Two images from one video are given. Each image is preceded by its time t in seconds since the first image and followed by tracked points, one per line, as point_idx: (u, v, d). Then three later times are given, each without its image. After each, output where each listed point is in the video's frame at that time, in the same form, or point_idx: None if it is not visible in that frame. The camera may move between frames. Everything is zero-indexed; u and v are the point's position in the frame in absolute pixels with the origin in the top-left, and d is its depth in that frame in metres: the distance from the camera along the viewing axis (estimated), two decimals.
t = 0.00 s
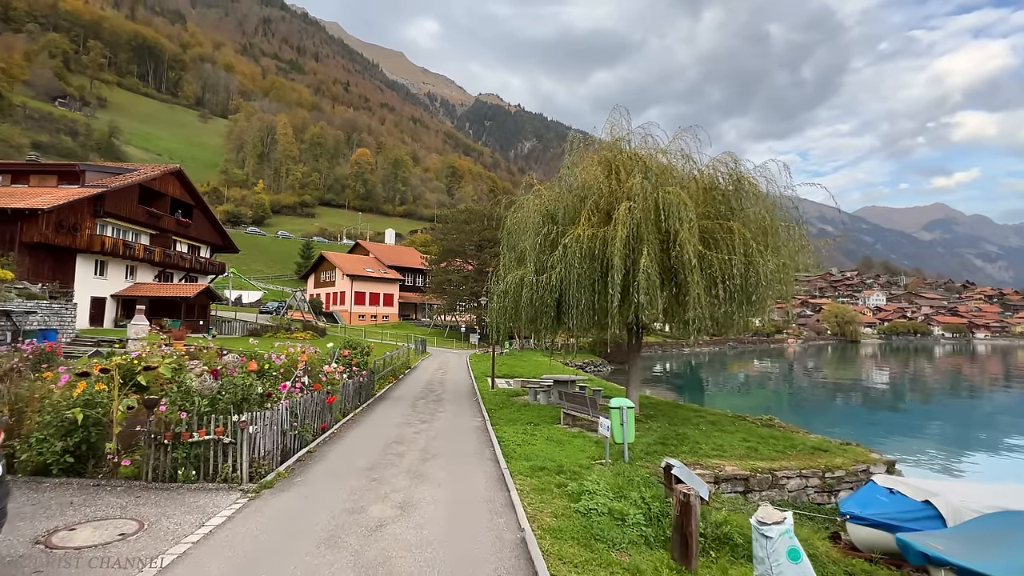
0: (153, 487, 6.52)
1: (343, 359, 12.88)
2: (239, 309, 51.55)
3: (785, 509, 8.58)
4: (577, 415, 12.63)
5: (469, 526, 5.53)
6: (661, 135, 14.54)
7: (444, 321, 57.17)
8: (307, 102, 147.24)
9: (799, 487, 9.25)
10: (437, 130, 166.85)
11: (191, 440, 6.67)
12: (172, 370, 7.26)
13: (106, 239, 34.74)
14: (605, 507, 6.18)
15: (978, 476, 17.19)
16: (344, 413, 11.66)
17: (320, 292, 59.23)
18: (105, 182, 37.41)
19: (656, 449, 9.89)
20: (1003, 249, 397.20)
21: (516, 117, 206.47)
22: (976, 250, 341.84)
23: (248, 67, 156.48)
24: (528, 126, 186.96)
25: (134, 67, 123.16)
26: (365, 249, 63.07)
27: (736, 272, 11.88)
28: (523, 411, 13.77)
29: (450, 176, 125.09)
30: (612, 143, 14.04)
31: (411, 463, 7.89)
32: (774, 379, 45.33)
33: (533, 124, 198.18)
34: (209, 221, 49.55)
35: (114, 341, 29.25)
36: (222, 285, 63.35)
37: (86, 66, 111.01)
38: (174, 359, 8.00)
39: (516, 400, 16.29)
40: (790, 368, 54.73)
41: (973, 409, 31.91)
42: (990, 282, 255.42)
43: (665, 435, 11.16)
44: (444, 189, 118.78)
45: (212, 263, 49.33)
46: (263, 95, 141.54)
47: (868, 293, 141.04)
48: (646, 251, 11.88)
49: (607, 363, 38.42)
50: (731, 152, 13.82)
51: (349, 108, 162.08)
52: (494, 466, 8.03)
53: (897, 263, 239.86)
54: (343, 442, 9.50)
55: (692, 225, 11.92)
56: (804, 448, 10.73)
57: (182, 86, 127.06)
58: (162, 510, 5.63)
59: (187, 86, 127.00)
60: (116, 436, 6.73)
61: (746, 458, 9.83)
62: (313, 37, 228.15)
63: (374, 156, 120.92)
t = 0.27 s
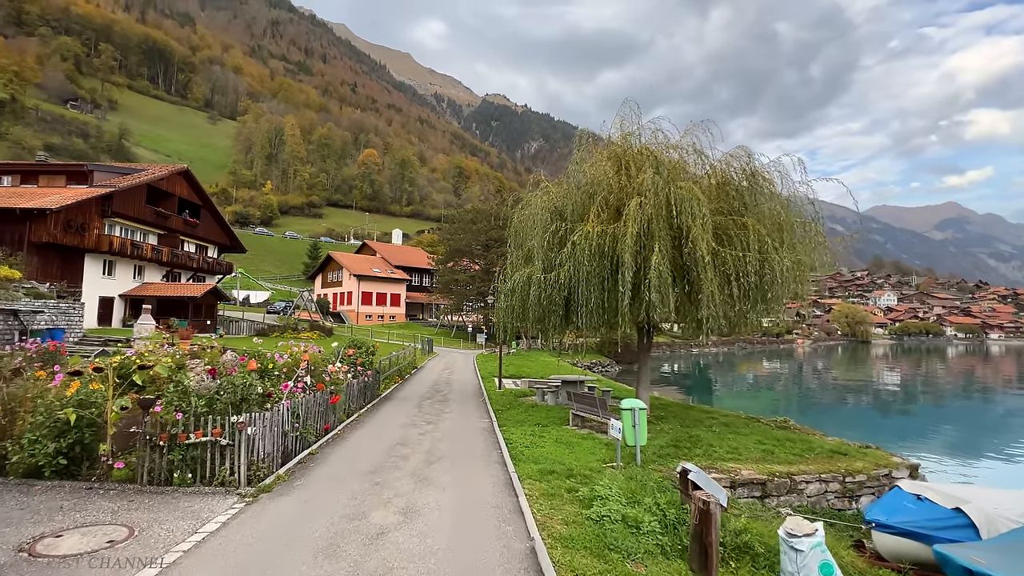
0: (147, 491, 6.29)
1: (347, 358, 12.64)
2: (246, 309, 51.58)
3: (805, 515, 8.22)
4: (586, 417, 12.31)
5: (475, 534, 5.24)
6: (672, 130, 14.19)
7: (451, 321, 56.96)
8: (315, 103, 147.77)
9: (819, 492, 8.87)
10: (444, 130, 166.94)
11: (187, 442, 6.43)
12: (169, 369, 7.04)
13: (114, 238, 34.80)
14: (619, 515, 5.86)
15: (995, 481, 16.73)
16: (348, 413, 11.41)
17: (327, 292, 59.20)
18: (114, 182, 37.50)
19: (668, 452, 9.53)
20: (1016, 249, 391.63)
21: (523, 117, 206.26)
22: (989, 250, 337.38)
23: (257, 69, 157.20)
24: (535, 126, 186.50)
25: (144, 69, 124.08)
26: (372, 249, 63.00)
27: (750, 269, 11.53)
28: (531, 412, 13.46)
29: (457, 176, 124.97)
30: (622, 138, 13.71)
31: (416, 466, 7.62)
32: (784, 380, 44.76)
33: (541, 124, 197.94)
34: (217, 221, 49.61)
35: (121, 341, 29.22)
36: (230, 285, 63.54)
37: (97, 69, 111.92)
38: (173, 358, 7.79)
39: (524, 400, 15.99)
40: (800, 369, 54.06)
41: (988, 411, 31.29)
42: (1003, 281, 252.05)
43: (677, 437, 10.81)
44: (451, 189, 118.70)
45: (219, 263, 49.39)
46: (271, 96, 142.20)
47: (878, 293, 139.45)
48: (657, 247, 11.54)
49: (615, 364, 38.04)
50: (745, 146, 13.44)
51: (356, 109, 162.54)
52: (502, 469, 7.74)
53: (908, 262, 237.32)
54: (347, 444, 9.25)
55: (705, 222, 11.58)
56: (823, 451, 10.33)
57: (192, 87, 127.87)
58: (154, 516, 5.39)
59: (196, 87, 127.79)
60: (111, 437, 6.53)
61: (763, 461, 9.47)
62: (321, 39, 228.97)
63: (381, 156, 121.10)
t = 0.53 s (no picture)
0: (145, 498, 6.10)
1: (355, 359, 12.44)
2: (256, 309, 51.71)
3: (829, 524, 7.88)
4: (598, 420, 12.02)
5: (485, 547, 4.98)
6: (685, 126, 13.83)
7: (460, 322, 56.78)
8: (324, 105, 148.48)
9: (842, 500, 8.52)
10: (452, 131, 167.10)
11: (187, 447, 6.25)
12: (173, 372, 6.89)
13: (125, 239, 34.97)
14: (636, 527, 5.56)
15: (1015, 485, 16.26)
16: (354, 416, 11.20)
17: (337, 293, 59.27)
18: (125, 183, 37.69)
19: (684, 458, 9.20)
20: None
21: (532, 117, 205.93)
22: (1006, 249, 331.71)
23: (267, 71, 158.15)
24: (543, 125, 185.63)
25: (157, 73, 125.37)
26: (381, 250, 63.01)
27: (768, 269, 11.18)
28: (541, 415, 13.18)
29: (465, 176, 124.89)
30: (634, 134, 13.37)
31: (424, 472, 7.38)
32: (795, 381, 44.10)
33: (549, 125, 197.48)
34: (227, 222, 49.71)
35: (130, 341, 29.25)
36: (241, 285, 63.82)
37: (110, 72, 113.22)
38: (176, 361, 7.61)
39: (533, 402, 15.71)
40: (812, 370, 53.31)
41: (1007, 414, 30.59)
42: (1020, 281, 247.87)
43: (692, 441, 10.48)
44: (460, 190, 118.65)
45: (229, 263, 49.55)
46: (281, 98, 143.00)
47: (892, 294, 137.46)
48: (671, 245, 11.21)
49: (625, 364, 37.64)
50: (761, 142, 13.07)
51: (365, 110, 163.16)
52: (513, 476, 7.48)
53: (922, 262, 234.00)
54: (353, 448, 9.01)
55: (720, 220, 11.25)
56: (844, 456, 9.95)
57: (203, 90, 128.99)
58: (150, 526, 5.18)
59: (208, 90, 128.87)
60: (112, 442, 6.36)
61: (782, 467, 9.12)
62: (331, 41, 230.14)
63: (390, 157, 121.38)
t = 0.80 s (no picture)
0: (152, 501, 5.92)
1: (366, 359, 12.26)
2: (269, 309, 51.94)
3: (859, 532, 7.51)
4: (615, 422, 11.70)
5: (502, 556, 4.73)
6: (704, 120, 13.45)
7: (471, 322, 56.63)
8: (336, 106, 149.34)
9: (872, 506, 8.16)
10: (463, 132, 167.32)
11: (195, 448, 6.06)
12: (181, 370, 6.74)
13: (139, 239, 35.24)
14: (661, 535, 5.27)
15: None
16: (365, 416, 11.00)
17: (348, 293, 59.40)
18: (139, 184, 37.98)
19: (704, 461, 8.85)
20: None
21: (542, 117, 205.61)
22: None
23: (279, 73, 159.39)
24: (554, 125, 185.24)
25: (172, 76, 126.87)
26: (392, 250, 63.10)
27: (791, 265, 10.81)
28: (555, 416, 12.90)
29: (476, 176, 124.89)
30: (651, 128, 13.02)
31: (437, 474, 7.14)
32: (811, 382, 43.39)
33: (559, 124, 196.96)
34: (239, 223, 50.00)
35: (145, 341, 29.41)
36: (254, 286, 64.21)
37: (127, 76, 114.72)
38: (184, 360, 7.47)
39: (547, 403, 15.43)
40: (827, 371, 52.53)
41: None
42: None
43: (713, 444, 10.14)
44: (470, 190, 118.69)
45: (242, 263, 49.81)
46: (294, 100, 144.01)
47: (909, 294, 135.24)
48: (690, 242, 10.86)
49: (638, 365, 37.24)
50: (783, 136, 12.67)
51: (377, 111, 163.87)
52: (530, 480, 7.22)
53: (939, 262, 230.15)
54: (364, 449, 8.82)
55: (741, 215, 10.91)
56: (872, 460, 9.56)
57: (217, 93, 130.28)
58: (154, 531, 4.98)
59: (221, 93, 130.15)
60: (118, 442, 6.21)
61: (808, 471, 8.76)
62: (343, 43, 231.58)
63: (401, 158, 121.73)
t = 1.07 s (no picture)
0: (162, 507, 5.78)
1: (379, 360, 12.12)
2: (283, 310, 52.25)
3: (897, 545, 7.11)
4: (634, 425, 11.37)
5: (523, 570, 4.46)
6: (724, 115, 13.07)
7: (484, 322, 56.43)
8: (350, 108, 150.36)
9: (908, 518, 7.76)
10: (476, 133, 167.50)
11: (205, 453, 5.90)
12: (192, 372, 6.60)
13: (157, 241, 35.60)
14: (690, 549, 4.98)
15: None
16: (379, 419, 10.81)
17: (362, 294, 59.57)
18: (157, 186, 38.37)
19: (730, 468, 8.49)
20: None
21: (555, 117, 204.98)
22: None
23: (294, 76, 160.81)
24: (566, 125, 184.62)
25: (190, 80, 128.78)
26: (406, 250, 63.17)
27: (817, 264, 10.43)
28: (571, 418, 12.61)
29: (489, 177, 124.81)
30: (670, 124, 12.67)
31: (453, 480, 6.91)
32: (829, 384, 42.56)
33: (572, 124, 196.27)
34: (255, 224, 50.34)
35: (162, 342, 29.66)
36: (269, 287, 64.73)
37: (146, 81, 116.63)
38: (196, 362, 7.34)
39: (563, 405, 15.14)
40: (846, 373, 51.52)
41: None
42: None
43: (737, 449, 9.76)
44: (483, 191, 118.69)
45: (257, 264, 50.15)
46: (309, 102, 145.26)
47: (931, 294, 132.23)
48: (712, 239, 10.50)
49: (653, 367, 36.74)
50: (807, 130, 12.25)
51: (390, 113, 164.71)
52: (549, 487, 6.96)
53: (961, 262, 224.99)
54: (378, 453, 8.64)
55: (764, 212, 10.55)
56: (907, 468, 9.10)
57: (233, 96, 131.97)
58: (161, 541, 4.81)
59: (238, 96, 131.79)
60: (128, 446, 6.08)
61: (839, 479, 8.35)
62: (357, 46, 233.29)
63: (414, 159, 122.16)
